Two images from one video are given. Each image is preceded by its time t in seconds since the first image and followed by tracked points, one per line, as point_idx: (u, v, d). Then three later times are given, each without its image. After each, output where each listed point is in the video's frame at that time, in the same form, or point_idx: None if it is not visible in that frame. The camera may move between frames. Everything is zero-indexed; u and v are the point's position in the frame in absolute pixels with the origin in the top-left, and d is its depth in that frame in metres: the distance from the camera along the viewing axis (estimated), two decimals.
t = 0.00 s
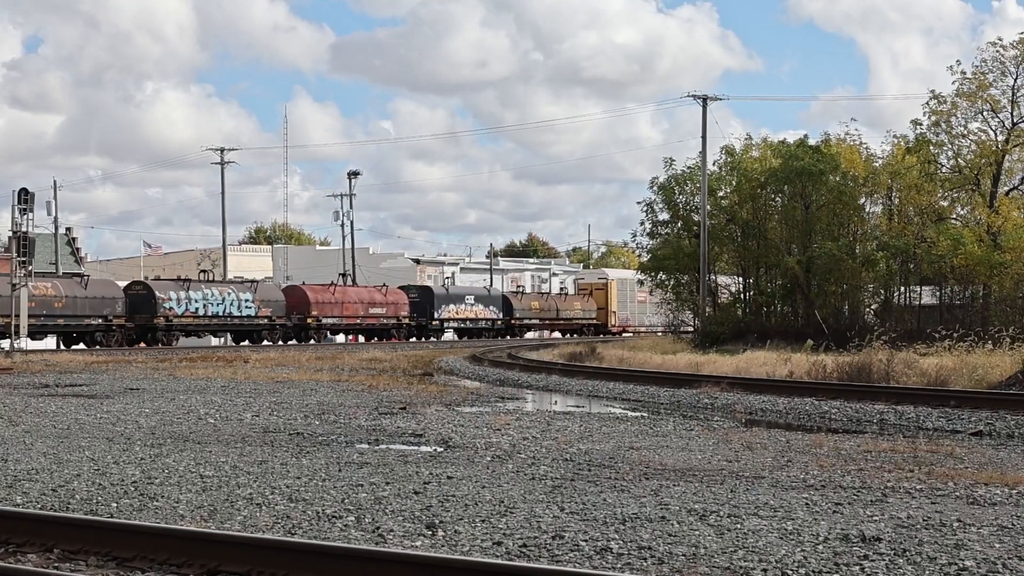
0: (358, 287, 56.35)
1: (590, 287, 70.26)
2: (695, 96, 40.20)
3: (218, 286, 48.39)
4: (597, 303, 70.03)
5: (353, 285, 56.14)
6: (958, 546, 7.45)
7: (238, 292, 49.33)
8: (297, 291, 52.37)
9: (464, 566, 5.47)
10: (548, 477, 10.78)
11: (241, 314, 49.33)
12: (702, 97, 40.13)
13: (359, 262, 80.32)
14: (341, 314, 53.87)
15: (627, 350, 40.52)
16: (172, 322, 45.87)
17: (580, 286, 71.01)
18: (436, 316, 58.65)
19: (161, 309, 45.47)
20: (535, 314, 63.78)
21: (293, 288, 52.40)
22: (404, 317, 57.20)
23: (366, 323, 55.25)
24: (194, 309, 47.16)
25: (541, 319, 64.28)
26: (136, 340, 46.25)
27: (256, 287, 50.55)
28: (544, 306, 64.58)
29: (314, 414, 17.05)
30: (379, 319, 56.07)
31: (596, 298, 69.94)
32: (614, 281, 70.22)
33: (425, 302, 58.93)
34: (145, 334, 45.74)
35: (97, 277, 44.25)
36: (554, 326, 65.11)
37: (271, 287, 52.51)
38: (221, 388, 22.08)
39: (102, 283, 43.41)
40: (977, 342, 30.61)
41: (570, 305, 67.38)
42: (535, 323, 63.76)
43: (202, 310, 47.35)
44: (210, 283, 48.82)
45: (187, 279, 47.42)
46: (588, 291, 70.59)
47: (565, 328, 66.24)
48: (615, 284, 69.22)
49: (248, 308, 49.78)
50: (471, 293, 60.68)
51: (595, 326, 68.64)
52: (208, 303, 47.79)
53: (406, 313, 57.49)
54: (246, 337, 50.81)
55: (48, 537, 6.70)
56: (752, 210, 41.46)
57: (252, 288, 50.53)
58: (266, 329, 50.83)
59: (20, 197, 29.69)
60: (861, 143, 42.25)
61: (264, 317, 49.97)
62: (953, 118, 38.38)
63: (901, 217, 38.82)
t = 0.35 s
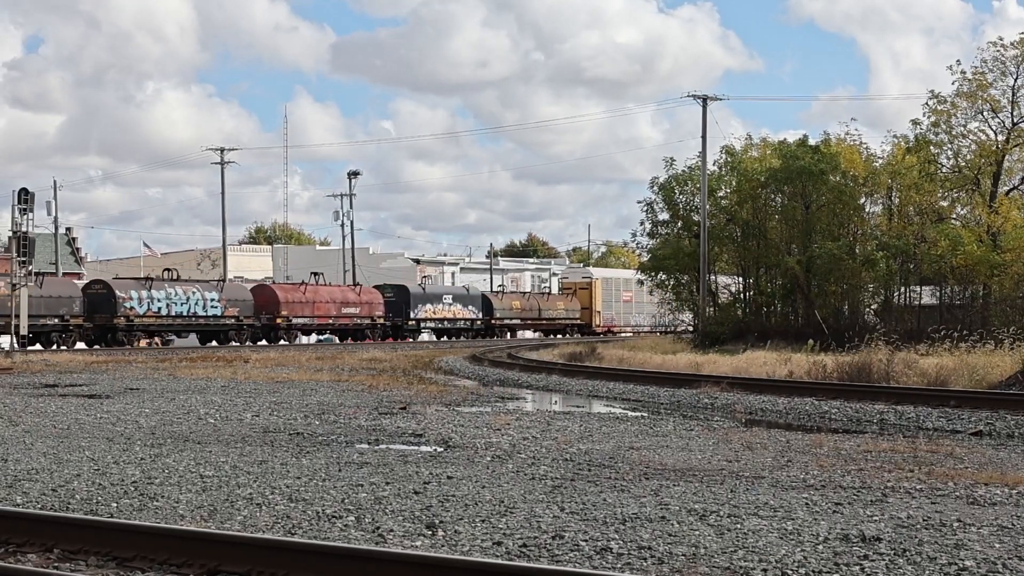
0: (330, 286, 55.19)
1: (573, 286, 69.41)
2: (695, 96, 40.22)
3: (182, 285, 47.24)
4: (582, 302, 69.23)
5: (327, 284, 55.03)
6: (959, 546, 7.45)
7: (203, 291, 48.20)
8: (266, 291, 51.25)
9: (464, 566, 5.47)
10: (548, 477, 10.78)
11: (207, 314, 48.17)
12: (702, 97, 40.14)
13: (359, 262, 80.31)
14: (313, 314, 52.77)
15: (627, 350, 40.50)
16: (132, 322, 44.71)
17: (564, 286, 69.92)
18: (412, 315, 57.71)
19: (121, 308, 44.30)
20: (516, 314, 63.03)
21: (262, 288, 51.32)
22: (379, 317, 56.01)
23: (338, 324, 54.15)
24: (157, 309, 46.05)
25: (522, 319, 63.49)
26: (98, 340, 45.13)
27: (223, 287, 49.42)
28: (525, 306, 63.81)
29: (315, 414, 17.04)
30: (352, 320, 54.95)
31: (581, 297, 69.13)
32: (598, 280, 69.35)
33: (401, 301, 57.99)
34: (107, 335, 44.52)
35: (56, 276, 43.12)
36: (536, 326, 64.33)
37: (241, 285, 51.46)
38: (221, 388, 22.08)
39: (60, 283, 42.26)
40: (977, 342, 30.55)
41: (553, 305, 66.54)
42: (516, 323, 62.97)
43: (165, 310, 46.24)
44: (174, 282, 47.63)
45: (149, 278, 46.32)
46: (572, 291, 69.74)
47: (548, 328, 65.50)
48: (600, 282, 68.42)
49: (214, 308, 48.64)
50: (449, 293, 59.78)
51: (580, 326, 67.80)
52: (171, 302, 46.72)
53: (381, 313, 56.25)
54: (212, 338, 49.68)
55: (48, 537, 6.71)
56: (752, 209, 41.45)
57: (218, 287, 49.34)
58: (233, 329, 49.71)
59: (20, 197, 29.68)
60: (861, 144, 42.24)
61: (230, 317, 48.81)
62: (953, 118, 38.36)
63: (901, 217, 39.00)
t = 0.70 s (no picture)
0: (301, 286, 53.86)
1: (556, 285, 68.84)
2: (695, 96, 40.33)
3: (144, 284, 45.55)
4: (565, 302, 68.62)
5: (297, 283, 53.57)
6: (959, 546, 7.44)
7: (167, 290, 46.59)
8: (233, 290, 49.74)
9: (463, 566, 5.47)
10: (548, 477, 10.78)
11: (170, 314, 46.65)
12: (702, 98, 40.17)
13: (359, 262, 80.34)
14: (283, 314, 51.34)
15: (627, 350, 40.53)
16: (91, 322, 42.96)
17: (547, 284, 68.96)
18: (387, 316, 56.39)
19: (80, 308, 42.62)
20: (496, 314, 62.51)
21: (229, 287, 49.69)
22: (352, 317, 54.78)
23: (309, 324, 52.83)
24: (117, 308, 44.35)
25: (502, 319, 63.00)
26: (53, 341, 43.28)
27: (188, 285, 47.76)
28: (505, 306, 63.31)
29: (315, 414, 17.04)
30: (324, 320, 53.64)
31: (564, 297, 68.48)
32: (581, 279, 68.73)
33: (375, 300, 56.38)
34: (63, 335, 42.73)
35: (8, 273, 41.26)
36: (516, 326, 63.83)
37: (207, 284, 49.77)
38: (221, 388, 22.08)
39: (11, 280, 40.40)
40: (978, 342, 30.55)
41: (535, 305, 65.79)
42: (496, 323, 62.42)
43: (126, 309, 44.54)
44: (136, 281, 45.99)
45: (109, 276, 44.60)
46: (555, 290, 69.06)
47: (530, 329, 64.96)
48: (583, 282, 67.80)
49: (178, 307, 47.01)
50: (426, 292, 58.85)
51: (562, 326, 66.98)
52: (132, 302, 45.05)
53: (353, 313, 55.03)
54: (177, 339, 48.00)
55: (48, 537, 6.70)
56: (752, 210, 41.55)
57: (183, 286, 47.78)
58: (198, 329, 48.05)
59: (20, 197, 29.68)
60: (861, 144, 42.28)
61: (196, 316, 47.17)
62: (953, 118, 38.36)
63: (901, 217, 38.50)
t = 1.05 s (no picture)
0: (270, 284, 52.19)
1: (539, 285, 67.33)
2: (695, 96, 40.33)
3: (103, 282, 43.47)
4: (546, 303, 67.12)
5: (266, 281, 51.84)
6: (958, 546, 7.45)
7: (128, 289, 44.54)
8: (198, 290, 48.06)
9: (463, 566, 5.47)
10: (548, 477, 10.79)
11: (131, 314, 44.66)
12: (702, 98, 40.17)
13: (359, 262, 80.36)
14: (251, 314, 49.64)
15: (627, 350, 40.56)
16: (47, 323, 41.01)
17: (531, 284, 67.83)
18: (360, 316, 54.79)
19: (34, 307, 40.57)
20: (476, 315, 61.09)
21: (193, 286, 47.90)
22: (323, 317, 53.18)
23: (279, 324, 51.17)
24: (75, 307, 42.38)
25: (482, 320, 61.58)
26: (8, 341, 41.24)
27: (150, 284, 45.82)
28: (485, 306, 61.93)
29: (315, 414, 17.05)
30: (294, 319, 51.98)
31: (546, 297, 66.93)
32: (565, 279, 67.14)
33: (348, 300, 54.86)
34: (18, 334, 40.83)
35: None
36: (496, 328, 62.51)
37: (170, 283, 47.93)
38: (221, 388, 22.09)
39: None
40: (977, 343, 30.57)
41: (517, 305, 64.61)
42: (476, 324, 60.96)
43: (83, 309, 42.55)
44: (95, 280, 43.95)
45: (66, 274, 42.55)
46: (537, 289, 67.58)
47: (511, 329, 63.81)
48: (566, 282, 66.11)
49: (140, 307, 45.04)
50: (401, 291, 57.20)
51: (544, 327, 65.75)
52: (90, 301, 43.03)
53: (325, 313, 53.38)
54: (139, 340, 46.07)
55: (48, 537, 6.70)
56: (753, 210, 41.59)
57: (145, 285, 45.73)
58: (161, 330, 46.22)
59: (20, 197, 29.68)
60: (861, 144, 42.28)
61: (159, 317, 45.36)
62: (953, 118, 38.35)
63: (901, 217, 38.69)
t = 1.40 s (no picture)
0: (237, 283, 50.44)
1: (520, 284, 65.80)
2: (695, 97, 40.28)
3: (59, 281, 41.75)
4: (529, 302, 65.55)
5: (233, 281, 50.13)
6: (958, 546, 7.45)
7: (86, 289, 42.85)
8: (162, 289, 46.30)
9: (464, 566, 5.47)
10: (548, 477, 10.80)
11: (89, 314, 43.11)
12: (702, 98, 40.18)
13: (359, 262, 80.39)
14: (217, 314, 47.93)
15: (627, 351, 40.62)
16: None
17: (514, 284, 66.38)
18: (332, 316, 53.22)
19: None
20: (453, 315, 59.80)
21: (157, 285, 46.21)
22: (293, 317, 51.66)
23: (246, 325, 49.47)
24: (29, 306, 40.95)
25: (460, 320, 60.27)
26: None
27: (111, 284, 44.24)
28: (463, 306, 60.59)
29: (315, 414, 17.07)
30: (263, 320, 50.29)
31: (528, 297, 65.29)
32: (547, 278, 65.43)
33: (320, 300, 53.26)
34: None
35: None
36: (474, 328, 61.18)
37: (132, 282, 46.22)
38: (221, 388, 22.10)
39: None
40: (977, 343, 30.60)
41: (496, 304, 63.15)
42: (454, 324, 59.69)
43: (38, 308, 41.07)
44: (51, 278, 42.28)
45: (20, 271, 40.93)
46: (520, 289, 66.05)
47: (490, 329, 62.39)
48: (548, 282, 64.29)
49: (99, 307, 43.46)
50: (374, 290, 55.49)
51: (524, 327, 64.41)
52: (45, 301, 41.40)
53: (295, 313, 51.69)
54: (99, 341, 44.60)
55: (48, 537, 6.70)
56: (753, 210, 41.59)
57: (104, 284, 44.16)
58: (122, 331, 44.66)
59: (20, 197, 29.67)
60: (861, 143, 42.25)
61: (122, 318, 43.94)
62: (953, 118, 38.35)
63: (901, 217, 38.73)
